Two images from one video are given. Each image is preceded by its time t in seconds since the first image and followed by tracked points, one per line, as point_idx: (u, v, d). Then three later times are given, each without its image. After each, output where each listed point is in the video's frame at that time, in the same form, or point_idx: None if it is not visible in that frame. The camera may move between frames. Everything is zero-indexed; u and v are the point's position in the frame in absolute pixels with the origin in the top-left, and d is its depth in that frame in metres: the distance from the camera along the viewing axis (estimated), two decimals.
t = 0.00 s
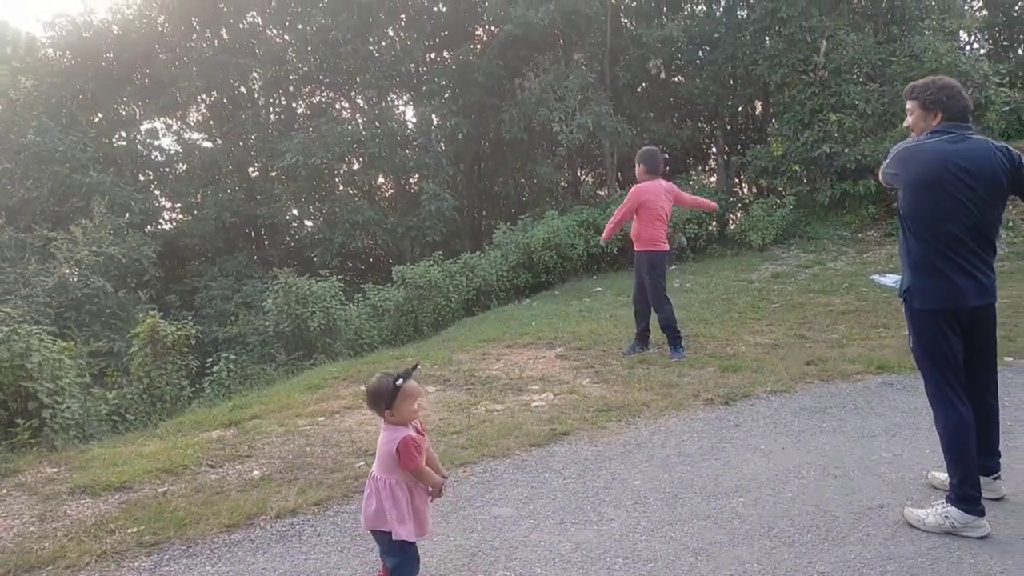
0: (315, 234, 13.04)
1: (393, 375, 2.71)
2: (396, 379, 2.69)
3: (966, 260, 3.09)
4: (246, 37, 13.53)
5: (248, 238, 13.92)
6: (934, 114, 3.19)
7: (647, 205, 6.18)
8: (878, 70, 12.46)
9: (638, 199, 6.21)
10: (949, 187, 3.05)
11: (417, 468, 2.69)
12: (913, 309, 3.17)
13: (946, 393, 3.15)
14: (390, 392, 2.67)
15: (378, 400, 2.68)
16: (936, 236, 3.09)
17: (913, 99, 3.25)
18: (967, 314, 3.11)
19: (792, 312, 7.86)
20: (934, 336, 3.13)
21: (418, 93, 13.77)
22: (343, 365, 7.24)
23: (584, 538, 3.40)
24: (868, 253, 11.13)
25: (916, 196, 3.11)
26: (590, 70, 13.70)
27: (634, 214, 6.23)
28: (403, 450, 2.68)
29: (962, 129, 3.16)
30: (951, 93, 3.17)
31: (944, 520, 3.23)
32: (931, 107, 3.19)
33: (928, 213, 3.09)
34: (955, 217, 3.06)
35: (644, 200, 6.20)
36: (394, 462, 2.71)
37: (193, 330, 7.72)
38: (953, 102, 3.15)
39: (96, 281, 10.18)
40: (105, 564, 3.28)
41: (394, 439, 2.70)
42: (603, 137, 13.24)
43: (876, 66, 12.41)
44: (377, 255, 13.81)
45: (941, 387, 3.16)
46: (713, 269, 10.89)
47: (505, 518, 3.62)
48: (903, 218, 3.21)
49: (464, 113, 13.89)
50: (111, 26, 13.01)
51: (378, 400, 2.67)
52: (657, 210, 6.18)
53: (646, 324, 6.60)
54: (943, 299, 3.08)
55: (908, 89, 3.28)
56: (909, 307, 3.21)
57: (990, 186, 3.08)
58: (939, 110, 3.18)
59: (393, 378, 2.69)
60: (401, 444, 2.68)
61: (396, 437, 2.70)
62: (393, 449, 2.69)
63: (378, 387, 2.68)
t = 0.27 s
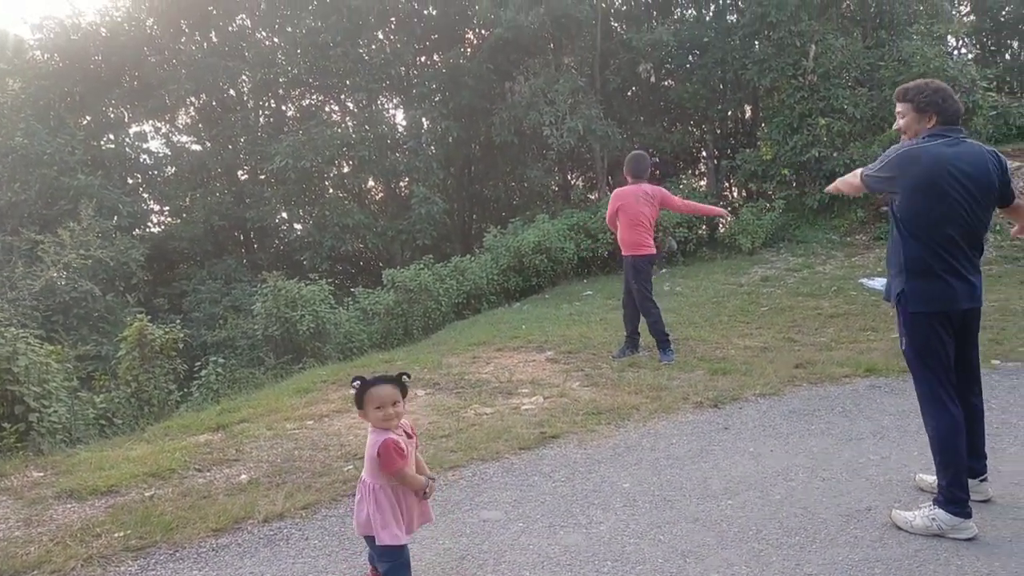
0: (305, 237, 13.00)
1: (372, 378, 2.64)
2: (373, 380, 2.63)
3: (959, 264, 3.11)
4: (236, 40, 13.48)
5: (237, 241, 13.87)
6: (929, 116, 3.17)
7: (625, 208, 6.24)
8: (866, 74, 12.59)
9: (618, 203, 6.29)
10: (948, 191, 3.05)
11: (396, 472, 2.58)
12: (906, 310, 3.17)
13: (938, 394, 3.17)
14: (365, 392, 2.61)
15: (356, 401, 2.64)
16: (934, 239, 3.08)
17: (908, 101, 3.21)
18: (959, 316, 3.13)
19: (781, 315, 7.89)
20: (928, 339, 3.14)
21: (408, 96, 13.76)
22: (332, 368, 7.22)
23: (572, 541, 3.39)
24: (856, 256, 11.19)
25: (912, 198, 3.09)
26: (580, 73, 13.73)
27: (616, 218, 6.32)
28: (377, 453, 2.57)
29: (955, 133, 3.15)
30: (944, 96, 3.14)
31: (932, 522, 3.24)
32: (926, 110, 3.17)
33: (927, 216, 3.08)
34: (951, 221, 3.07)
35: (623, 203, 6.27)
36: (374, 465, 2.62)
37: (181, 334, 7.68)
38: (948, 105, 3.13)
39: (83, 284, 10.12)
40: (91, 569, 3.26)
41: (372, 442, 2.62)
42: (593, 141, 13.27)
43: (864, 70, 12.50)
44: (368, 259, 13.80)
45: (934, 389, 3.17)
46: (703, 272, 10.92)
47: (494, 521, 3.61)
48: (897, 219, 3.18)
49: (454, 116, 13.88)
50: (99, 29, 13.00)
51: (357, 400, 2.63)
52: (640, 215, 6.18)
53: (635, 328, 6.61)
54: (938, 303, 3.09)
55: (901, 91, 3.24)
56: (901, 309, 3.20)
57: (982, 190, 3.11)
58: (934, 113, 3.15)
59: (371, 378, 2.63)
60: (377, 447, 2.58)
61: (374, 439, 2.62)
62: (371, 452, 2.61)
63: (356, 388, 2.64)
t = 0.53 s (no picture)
0: (297, 242, 12.97)
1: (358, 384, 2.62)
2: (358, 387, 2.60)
3: (965, 270, 3.15)
4: (228, 46, 13.48)
5: (230, 247, 13.84)
6: (939, 120, 3.11)
7: (626, 213, 6.19)
8: (857, 79, 12.63)
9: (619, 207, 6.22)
10: (969, 198, 3.05)
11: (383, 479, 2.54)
12: (916, 313, 3.14)
13: (943, 399, 3.17)
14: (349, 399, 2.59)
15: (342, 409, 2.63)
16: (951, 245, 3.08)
17: (918, 103, 3.13)
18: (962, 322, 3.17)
19: (774, 320, 7.91)
20: (937, 344, 3.14)
21: (401, 101, 13.76)
22: (325, 374, 7.20)
23: (566, 547, 3.38)
24: (849, 260, 11.23)
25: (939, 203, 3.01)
26: (573, 78, 13.76)
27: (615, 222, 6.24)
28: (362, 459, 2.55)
29: (960, 138, 3.12)
30: (952, 100, 3.10)
31: (925, 526, 3.24)
32: (936, 113, 3.10)
33: (947, 222, 3.06)
34: (965, 228, 3.09)
35: (624, 208, 6.21)
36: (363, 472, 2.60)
37: (173, 339, 7.65)
38: (956, 110, 3.09)
39: (75, 290, 10.07)
40: None
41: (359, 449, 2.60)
42: (587, 146, 13.29)
43: (855, 75, 12.54)
44: (361, 264, 13.79)
45: (939, 394, 3.18)
46: (696, 277, 10.94)
47: (487, 527, 3.61)
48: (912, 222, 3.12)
49: (447, 121, 13.89)
50: (92, 34, 12.89)
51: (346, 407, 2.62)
52: (637, 219, 6.20)
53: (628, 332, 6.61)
54: (951, 308, 3.10)
55: (910, 93, 3.15)
56: (909, 313, 3.17)
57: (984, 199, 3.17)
58: (944, 116, 3.10)
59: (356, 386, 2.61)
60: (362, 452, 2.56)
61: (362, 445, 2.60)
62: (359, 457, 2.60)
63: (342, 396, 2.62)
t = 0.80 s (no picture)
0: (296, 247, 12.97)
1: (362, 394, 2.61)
2: (364, 397, 2.59)
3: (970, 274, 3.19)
4: (226, 51, 13.50)
5: (228, 252, 13.83)
6: (946, 123, 3.11)
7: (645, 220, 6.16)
8: (854, 82, 12.66)
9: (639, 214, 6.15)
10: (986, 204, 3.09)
11: (391, 488, 2.56)
12: (935, 319, 3.12)
13: (953, 404, 3.18)
14: (355, 411, 2.58)
15: (347, 420, 2.59)
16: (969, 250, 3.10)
17: (928, 105, 3.11)
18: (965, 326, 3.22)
19: (772, 323, 7.91)
20: (951, 349, 3.14)
21: (400, 106, 13.77)
22: (323, 379, 7.19)
23: (565, 552, 3.38)
24: (847, 263, 11.23)
25: (981, 209, 2.99)
26: (571, 83, 13.78)
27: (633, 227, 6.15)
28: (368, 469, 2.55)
29: (962, 144, 3.16)
30: (958, 105, 3.13)
31: (924, 530, 3.24)
32: (945, 116, 3.10)
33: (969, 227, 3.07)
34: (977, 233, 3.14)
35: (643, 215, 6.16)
36: (365, 482, 2.60)
37: (172, 345, 7.64)
38: (961, 115, 3.11)
39: (73, 296, 10.07)
40: None
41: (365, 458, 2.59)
42: (585, 150, 13.31)
43: (853, 78, 12.56)
44: (359, 268, 13.79)
45: (951, 399, 3.18)
46: (694, 280, 10.94)
47: (487, 533, 3.60)
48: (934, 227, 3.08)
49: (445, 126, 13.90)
50: (89, 40, 12.85)
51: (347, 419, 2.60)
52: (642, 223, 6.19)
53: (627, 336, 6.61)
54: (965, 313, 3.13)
55: (920, 94, 3.13)
56: (926, 319, 3.13)
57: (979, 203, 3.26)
58: (951, 120, 3.11)
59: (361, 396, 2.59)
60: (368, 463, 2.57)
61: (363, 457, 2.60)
62: (361, 469, 2.59)
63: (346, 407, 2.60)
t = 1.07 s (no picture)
0: (297, 248, 12.98)
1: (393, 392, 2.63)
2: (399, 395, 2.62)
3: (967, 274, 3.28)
4: (228, 52, 13.51)
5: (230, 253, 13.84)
6: (939, 124, 3.14)
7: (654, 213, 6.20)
8: (856, 82, 12.66)
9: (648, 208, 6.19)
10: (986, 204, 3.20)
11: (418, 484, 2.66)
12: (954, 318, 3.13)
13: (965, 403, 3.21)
14: (395, 410, 2.59)
15: (382, 416, 2.59)
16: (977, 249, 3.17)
17: (922, 106, 3.13)
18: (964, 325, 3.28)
19: (774, 324, 7.92)
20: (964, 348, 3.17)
21: (401, 107, 13.79)
22: (325, 380, 7.19)
23: (567, 552, 3.39)
24: (849, 264, 11.23)
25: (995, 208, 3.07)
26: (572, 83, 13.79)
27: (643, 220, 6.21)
28: (403, 467, 2.62)
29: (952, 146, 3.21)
30: (950, 106, 3.16)
31: (925, 530, 3.25)
32: (938, 117, 3.13)
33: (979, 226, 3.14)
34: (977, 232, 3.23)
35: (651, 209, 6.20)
36: (391, 480, 2.64)
37: (174, 345, 7.66)
38: (952, 116, 3.15)
39: (76, 297, 10.09)
40: None
41: (394, 455, 2.63)
42: (586, 150, 13.32)
43: (854, 79, 12.55)
44: (360, 269, 13.81)
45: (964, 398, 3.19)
46: (696, 281, 10.95)
47: (489, 533, 3.61)
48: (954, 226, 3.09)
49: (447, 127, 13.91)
50: (92, 41, 12.90)
51: (378, 419, 2.59)
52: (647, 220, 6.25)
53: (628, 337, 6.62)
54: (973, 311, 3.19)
55: (914, 95, 3.15)
56: (945, 319, 3.13)
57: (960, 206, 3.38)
58: (944, 122, 3.14)
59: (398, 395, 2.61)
60: (401, 461, 2.62)
61: (392, 455, 2.63)
62: (389, 467, 2.63)
63: (380, 404, 2.60)
